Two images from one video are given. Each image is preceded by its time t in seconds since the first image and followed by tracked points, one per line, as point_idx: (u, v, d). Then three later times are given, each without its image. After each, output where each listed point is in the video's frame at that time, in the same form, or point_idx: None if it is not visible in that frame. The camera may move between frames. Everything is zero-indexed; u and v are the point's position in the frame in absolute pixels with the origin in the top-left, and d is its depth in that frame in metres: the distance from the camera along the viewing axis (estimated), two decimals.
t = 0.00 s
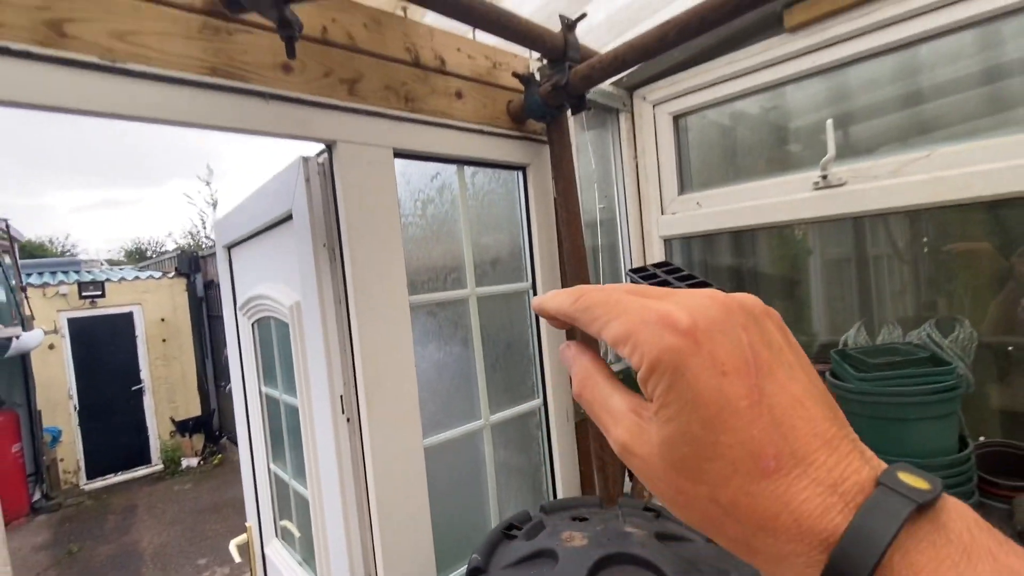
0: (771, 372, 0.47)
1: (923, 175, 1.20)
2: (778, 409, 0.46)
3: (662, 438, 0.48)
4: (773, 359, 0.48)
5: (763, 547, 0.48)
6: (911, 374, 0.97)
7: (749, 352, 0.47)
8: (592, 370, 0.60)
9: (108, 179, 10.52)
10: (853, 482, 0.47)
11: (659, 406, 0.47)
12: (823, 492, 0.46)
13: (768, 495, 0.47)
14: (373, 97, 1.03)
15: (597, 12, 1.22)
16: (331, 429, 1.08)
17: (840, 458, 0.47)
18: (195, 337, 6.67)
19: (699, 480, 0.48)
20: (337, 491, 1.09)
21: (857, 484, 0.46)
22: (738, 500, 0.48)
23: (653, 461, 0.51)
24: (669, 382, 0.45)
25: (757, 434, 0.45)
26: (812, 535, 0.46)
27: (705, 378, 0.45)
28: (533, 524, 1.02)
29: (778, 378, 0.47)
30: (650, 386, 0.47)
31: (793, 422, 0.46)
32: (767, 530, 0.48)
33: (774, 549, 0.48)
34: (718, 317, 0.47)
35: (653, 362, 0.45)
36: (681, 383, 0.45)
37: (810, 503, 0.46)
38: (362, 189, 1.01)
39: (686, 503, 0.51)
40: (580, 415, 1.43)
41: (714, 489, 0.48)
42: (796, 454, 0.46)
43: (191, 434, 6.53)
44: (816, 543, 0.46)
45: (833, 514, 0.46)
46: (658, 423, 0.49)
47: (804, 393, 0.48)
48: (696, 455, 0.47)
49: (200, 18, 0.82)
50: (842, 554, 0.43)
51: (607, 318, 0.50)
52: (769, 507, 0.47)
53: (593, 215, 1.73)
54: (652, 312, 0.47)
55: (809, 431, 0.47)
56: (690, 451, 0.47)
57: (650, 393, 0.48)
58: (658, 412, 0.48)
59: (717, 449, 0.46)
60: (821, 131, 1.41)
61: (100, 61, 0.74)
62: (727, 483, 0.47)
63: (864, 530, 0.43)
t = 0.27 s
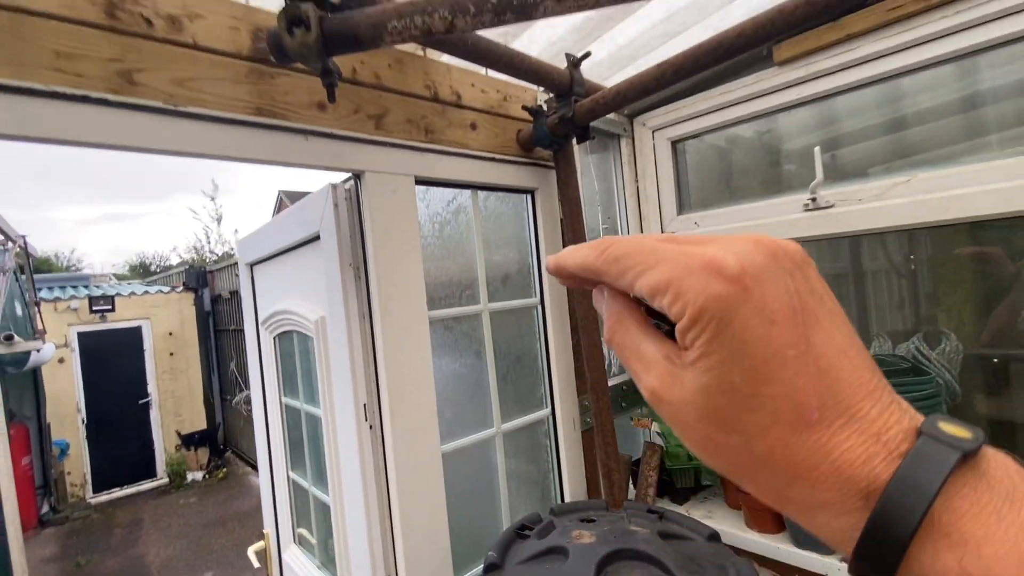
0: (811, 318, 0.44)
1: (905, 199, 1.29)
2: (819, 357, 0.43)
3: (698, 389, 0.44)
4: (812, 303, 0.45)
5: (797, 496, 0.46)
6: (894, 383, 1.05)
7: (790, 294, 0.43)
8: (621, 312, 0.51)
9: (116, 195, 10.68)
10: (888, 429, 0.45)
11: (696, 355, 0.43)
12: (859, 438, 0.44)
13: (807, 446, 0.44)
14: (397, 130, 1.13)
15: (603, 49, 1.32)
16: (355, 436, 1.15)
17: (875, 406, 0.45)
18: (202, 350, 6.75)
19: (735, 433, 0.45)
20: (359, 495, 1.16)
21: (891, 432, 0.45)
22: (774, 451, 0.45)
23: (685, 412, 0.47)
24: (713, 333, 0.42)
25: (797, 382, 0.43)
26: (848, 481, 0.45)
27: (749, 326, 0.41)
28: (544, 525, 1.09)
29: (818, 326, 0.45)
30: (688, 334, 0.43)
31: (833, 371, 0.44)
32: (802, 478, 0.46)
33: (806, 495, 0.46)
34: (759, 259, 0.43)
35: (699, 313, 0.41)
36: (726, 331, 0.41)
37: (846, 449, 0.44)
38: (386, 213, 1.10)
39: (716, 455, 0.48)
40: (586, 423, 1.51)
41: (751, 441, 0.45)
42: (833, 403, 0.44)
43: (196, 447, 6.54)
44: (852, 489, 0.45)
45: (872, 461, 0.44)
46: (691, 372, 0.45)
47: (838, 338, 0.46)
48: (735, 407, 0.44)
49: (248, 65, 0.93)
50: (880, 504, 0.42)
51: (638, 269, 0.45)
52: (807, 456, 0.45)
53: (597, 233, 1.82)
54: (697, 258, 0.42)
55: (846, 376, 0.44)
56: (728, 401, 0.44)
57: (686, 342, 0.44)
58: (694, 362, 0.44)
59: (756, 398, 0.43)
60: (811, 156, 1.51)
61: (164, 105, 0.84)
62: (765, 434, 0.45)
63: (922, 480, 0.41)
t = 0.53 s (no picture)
0: (830, 221, 0.36)
1: (893, 212, 1.39)
2: (843, 266, 0.34)
3: (707, 296, 0.35)
4: (834, 211, 0.37)
5: (875, 458, 0.32)
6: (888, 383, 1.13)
7: (814, 201, 0.35)
8: (625, 220, 0.41)
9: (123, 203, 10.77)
10: (984, 370, 0.32)
11: (709, 255, 0.34)
12: (933, 372, 0.31)
13: (841, 362, 0.33)
14: (423, 150, 1.22)
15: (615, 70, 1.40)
16: (382, 435, 1.23)
17: (883, 308, 0.35)
18: (209, 356, 6.81)
19: (743, 341, 0.35)
20: (386, 490, 1.24)
21: (903, 328, 0.33)
22: (784, 353, 0.34)
23: (689, 325, 0.37)
24: (730, 237, 0.32)
25: (818, 287, 0.33)
26: (935, 430, 0.31)
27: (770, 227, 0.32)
28: (559, 518, 1.17)
29: (838, 229, 0.36)
30: (702, 237, 0.34)
31: (857, 277, 0.34)
32: (811, 383, 0.34)
33: (810, 399, 0.34)
34: (777, 159, 0.35)
35: (715, 213, 0.32)
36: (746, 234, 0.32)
37: (931, 390, 0.31)
38: (412, 226, 1.20)
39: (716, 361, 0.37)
40: (597, 424, 1.59)
41: (758, 348, 0.35)
42: (863, 316, 0.34)
43: (203, 452, 6.52)
44: (852, 382, 0.33)
45: (956, 398, 0.31)
46: (700, 277, 0.35)
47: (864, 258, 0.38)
48: (745, 309, 0.34)
49: (293, 93, 1.02)
50: (870, 395, 0.31)
51: (652, 176, 0.36)
52: (817, 352, 0.33)
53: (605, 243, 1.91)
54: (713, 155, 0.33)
55: (862, 274, 0.35)
56: (739, 306, 0.34)
57: (700, 243, 0.34)
58: (706, 263, 0.34)
59: (772, 306, 0.34)
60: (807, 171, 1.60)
61: (222, 132, 0.93)
62: (772, 332, 0.34)
63: (911, 376, 0.30)
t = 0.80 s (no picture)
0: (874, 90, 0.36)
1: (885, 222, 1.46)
2: (883, 126, 0.35)
3: (745, 157, 0.37)
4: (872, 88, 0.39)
5: (899, 310, 0.35)
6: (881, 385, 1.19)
7: (861, 69, 0.36)
8: (667, 103, 0.43)
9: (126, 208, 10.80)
10: (1005, 232, 0.35)
11: (750, 113, 0.35)
12: (955, 225, 0.34)
13: (869, 216, 0.35)
14: (439, 162, 1.29)
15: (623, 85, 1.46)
16: (399, 434, 1.29)
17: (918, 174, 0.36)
18: (212, 360, 6.84)
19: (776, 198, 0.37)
20: (402, 487, 1.29)
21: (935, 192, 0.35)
22: (816, 211, 0.36)
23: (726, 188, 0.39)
24: (777, 88, 0.34)
25: (855, 141, 0.35)
26: (956, 274, 0.34)
27: (816, 81, 0.34)
28: (567, 513, 1.23)
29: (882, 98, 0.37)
30: (745, 96, 0.35)
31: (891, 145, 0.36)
32: (838, 236, 0.36)
33: (835, 257, 0.37)
34: (829, 26, 0.36)
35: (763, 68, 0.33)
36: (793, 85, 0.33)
37: (956, 240, 0.34)
38: (430, 234, 1.26)
39: (746, 229, 0.40)
40: (602, 425, 1.65)
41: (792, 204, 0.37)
42: (891, 173, 0.36)
43: (205, 457, 6.52)
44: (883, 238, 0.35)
45: (973, 246, 0.35)
46: (739, 141, 0.37)
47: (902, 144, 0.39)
48: (780, 165, 0.36)
49: (321, 110, 1.09)
50: (889, 251, 0.34)
51: (701, 43, 0.37)
52: (847, 208, 0.36)
53: (610, 250, 1.97)
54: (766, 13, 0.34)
55: (898, 141, 0.36)
56: (775, 162, 0.36)
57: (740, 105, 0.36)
58: (744, 124, 0.36)
59: (809, 161, 0.35)
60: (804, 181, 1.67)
61: (256, 147, 0.99)
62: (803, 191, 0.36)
63: (934, 230, 0.33)
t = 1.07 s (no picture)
0: (876, 204, 0.44)
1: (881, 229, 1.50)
2: (887, 239, 0.43)
3: (765, 273, 0.45)
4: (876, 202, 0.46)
5: (928, 426, 0.43)
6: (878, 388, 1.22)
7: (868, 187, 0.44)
8: (686, 214, 0.53)
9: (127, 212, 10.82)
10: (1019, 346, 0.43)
11: (770, 236, 0.43)
12: (975, 346, 0.42)
13: (879, 330, 0.44)
14: (447, 168, 1.32)
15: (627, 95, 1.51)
16: (406, 433, 1.31)
17: (930, 286, 0.44)
18: (212, 364, 6.86)
19: (798, 313, 0.45)
20: (408, 486, 1.31)
21: (948, 307, 0.43)
22: (835, 325, 0.45)
23: (749, 303, 0.47)
24: (788, 221, 0.42)
25: (864, 259, 0.42)
26: (982, 394, 0.42)
27: (825, 204, 0.41)
28: (570, 512, 1.25)
29: (885, 214, 0.44)
30: (761, 218, 0.43)
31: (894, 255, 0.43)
32: (858, 349, 0.45)
33: (860, 369, 0.46)
34: (831, 147, 0.42)
35: (775, 197, 0.41)
36: (802, 218, 0.41)
37: (977, 365, 0.42)
38: (436, 238, 1.29)
39: (773, 338, 0.48)
40: (604, 427, 1.68)
41: (812, 316, 0.45)
42: (902, 288, 0.44)
43: (204, 460, 6.50)
44: (901, 353, 0.44)
45: (996, 369, 0.42)
46: (758, 257, 0.45)
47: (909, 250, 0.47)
48: (798, 284, 0.44)
49: (334, 118, 1.12)
50: (917, 366, 0.42)
51: (714, 171, 0.46)
52: (863, 324, 0.44)
53: (612, 255, 2.01)
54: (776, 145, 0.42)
55: (907, 258, 0.44)
56: (796, 280, 0.43)
57: (761, 225, 0.44)
58: (764, 242, 0.44)
59: (826, 277, 0.43)
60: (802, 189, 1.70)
61: (272, 153, 1.03)
62: (823, 306, 0.44)
63: (955, 353, 0.41)
